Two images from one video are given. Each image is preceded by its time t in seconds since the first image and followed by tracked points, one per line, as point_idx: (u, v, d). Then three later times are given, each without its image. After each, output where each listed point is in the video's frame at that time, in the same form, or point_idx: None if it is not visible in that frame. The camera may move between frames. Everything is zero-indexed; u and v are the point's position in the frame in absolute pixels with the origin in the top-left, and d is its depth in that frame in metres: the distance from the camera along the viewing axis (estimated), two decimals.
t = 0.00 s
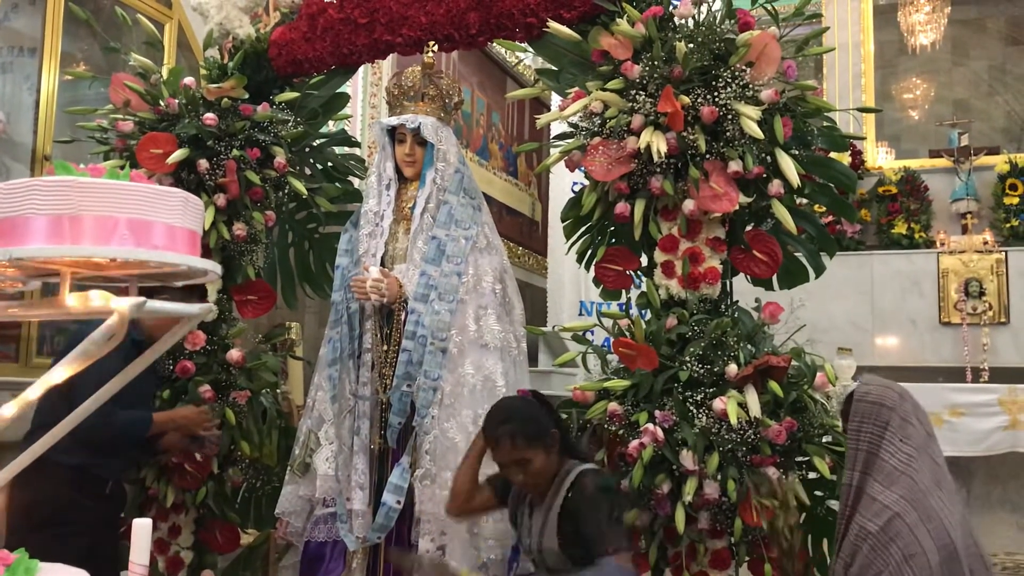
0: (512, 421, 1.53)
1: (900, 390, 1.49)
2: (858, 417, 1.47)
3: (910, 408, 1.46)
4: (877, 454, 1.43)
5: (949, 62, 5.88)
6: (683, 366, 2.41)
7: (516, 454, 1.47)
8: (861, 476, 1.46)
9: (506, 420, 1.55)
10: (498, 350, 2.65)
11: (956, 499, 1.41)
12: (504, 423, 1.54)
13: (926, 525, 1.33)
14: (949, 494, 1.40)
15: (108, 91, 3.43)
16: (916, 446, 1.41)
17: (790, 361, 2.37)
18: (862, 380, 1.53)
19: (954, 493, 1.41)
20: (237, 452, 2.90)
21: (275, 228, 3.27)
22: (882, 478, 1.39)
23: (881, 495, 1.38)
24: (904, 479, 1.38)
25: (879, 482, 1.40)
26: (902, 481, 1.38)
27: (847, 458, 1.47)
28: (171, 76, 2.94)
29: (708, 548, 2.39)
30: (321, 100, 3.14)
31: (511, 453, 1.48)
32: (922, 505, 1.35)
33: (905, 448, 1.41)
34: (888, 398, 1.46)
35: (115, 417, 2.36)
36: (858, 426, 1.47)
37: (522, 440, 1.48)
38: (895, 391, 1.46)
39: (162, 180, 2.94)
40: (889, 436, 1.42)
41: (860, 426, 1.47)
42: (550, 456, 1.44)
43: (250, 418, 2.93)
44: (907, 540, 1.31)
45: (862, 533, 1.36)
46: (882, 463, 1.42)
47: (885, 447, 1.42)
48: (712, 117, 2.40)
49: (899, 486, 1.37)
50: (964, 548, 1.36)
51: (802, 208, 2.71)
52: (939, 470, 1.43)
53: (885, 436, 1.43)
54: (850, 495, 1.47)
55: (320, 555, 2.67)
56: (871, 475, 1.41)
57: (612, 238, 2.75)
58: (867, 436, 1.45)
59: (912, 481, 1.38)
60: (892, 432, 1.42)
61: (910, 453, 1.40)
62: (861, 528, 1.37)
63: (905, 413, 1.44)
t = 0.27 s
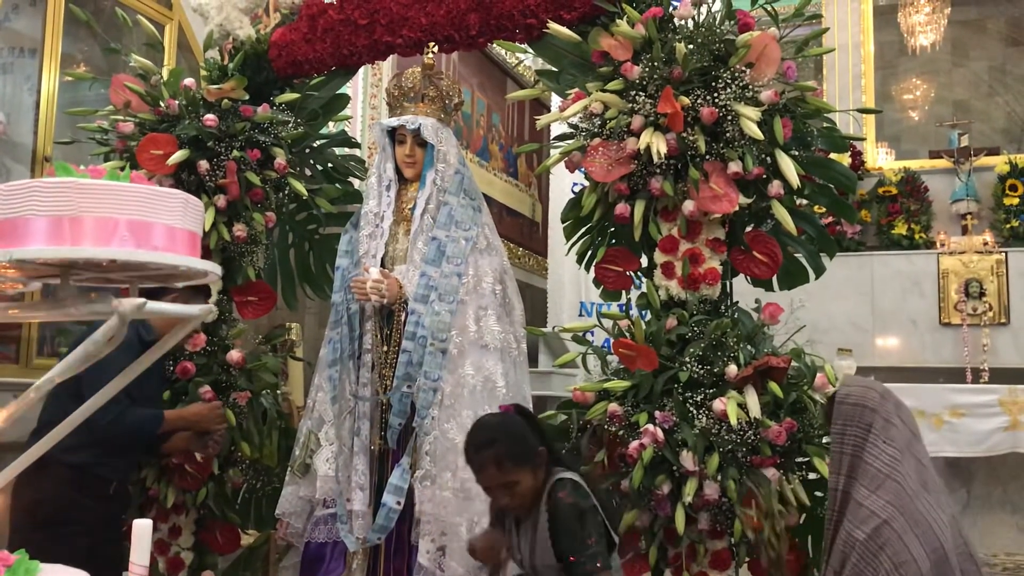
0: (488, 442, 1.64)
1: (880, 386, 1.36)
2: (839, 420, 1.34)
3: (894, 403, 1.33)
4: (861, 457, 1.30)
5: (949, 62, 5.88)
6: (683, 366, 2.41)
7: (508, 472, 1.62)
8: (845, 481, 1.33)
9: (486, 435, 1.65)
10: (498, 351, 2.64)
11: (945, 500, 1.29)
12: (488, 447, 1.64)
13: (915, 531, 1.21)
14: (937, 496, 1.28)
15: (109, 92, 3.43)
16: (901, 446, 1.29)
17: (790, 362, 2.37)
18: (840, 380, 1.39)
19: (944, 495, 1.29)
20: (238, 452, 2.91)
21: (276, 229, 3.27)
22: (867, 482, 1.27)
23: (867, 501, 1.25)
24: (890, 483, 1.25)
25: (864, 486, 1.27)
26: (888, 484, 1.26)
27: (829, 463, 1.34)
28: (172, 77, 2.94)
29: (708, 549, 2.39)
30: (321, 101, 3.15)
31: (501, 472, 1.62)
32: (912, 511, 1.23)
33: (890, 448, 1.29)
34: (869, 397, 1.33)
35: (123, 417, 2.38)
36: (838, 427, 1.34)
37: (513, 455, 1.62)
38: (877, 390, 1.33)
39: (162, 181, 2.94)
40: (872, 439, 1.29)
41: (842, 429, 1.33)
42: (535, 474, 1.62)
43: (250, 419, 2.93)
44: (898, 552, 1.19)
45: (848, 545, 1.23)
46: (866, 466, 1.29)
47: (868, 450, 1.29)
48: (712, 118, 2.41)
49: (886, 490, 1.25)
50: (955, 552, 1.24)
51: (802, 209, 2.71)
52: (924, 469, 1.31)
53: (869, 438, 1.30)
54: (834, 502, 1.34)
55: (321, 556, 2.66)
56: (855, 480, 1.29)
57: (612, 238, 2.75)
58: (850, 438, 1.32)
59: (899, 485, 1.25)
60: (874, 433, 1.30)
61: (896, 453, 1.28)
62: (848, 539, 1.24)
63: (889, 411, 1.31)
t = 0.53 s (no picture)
0: (471, 385, 1.17)
1: (869, 399, 1.52)
2: (822, 424, 1.53)
3: (876, 415, 1.49)
4: (850, 465, 1.46)
5: (949, 64, 5.88)
6: (683, 368, 2.41)
7: (492, 427, 1.12)
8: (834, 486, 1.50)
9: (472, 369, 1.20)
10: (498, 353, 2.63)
11: (934, 504, 1.44)
12: (473, 392, 1.15)
13: (909, 539, 1.35)
14: (927, 500, 1.43)
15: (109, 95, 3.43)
16: (887, 454, 1.44)
17: (789, 363, 2.35)
18: (824, 386, 1.56)
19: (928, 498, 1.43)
20: (238, 455, 2.91)
21: (275, 232, 3.27)
22: (858, 491, 1.42)
23: (860, 509, 1.40)
24: (881, 491, 1.40)
25: (855, 495, 1.42)
26: (875, 493, 1.41)
27: (817, 467, 1.52)
28: (171, 79, 2.94)
29: (708, 551, 2.39)
30: (321, 104, 3.17)
31: (484, 420, 1.12)
32: (902, 518, 1.37)
33: (877, 457, 1.44)
34: (853, 408, 1.50)
35: (133, 417, 2.41)
36: (829, 436, 1.51)
37: (504, 405, 1.13)
38: (857, 394, 1.52)
39: (162, 184, 2.94)
40: (853, 444, 1.47)
41: (826, 435, 1.52)
42: (531, 425, 1.12)
43: (251, 422, 2.94)
44: (892, 556, 1.33)
45: (845, 551, 1.38)
46: (856, 475, 1.45)
47: (852, 455, 1.47)
48: (711, 119, 2.41)
49: (878, 500, 1.39)
50: (946, 555, 1.38)
51: (801, 211, 2.72)
52: (913, 476, 1.46)
53: (852, 443, 1.48)
54: (826, 505, 1.50)
55: (320, 558, 2.70)
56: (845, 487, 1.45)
57: (612, 241, 2.75)
58: (835, 444, 1.50)
59: (889, 492, 1.40)
60: (858, 440, 1.47)
61: (882, 463, 1.43)
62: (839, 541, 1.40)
63: (871, 421, 1.48)
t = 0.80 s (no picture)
0: (511, 322, 1.33)
1: (863, 403, 1.61)
2: (821, 430, 1.62)
3: (871, 418, 1.57)
4: (850, 469, 1.54)
5: (949, 65, 5.88)
6: (684, 369, 2.41)
7: (533, 355, 1.33)
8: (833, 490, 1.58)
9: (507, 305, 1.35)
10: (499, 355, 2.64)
11: (936, 505, 1.52)
12: (510, 326, 1.33)
13: (915, 543, 1.42)
14: (929, 501, 1.51)
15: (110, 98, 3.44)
16: (886, 456, 1.53)
17: (791, 365, 2.35)
18: (822, 390, 1.66)
19: (928, 497, 1.51)
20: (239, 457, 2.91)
21: (275, 234, 3.25)
22: (862, 496, 1.50)
23: (866, 515, 1.48)
24: (885, 495, 1.48)
25: (860, 500, 1.50)
26: (878, 497, 1.48)
27: (818, 473, 1.60)
28: (172, 82, 2.95)
29: (710, 553, 2.38)
30: (321, 106, 3.18)
31: (521, 349, 1.33)
32: (906, 520, 1.44)
33: (877, 460, 1.53)
34: (851, 412, 1.59)
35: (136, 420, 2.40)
36: (827, 440, 1.60)
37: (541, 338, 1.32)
38: (854, 398, 1.61)
39: (164, 187, 2.94)
40: (855, 449, 1.55)
41: (825, 440, 1.60)
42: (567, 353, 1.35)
43: (251, 424, 2.94)
44: (901, 559, 1.40)
45: (853, 556, 1.45)
46: (858, 479, 1.53)
47: (852, 460, 1.55)
48: (712, 121, 2.41)
49: (883, 505, 1.47)
50: (951, 556, 1.45)
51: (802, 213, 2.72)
52: (912, 476, 1.54)
53: (853, 448, 1.55)
54: (825, 510, 1.58)
55: (322, 561, 2.74)
56: (848, 492, 1.52)
57: (612, 242, 2.75)
58: (836, 449, 1.58)
59: (892, 495, 1.48)
60: (859, 444, 1.55)
61: (883, 466, 1.52)
62: (846, 546, 1.47)
63: (870, 425, 1.57)
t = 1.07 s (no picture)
0: (575, 274, 1.46)
1: (867, 403, 1.61)
2: (825, 428, 1.61)
3: (877, 418, 1.58)
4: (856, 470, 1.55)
5: (951, 66, 5.88)
6: (685, 371, 2.39)
7: (592, 304, 1.45)
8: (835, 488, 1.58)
9: (572, 259, 1.48)
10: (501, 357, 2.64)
11: (939, 506, 1.54)
12: (575, 276, 1.46)
13: (922, 544, 1.43)
14: (933, 502, 1.53)
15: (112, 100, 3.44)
16: (892, 457, 1.53)
17: (792, 366, 2.35)
18: (827, 390, 1.65)
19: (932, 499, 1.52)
20: (241, 458, 2.91)
21: (277, 236, 3.24)
22: (869, 497, 1.50)
23: (873, 516, 1.48)
24: (892, 496, 1.49)
25: (867, 501, 1.50)
26: (885, 498, 1.49)
27: (821, 472, 1.60)
28: (174, 84, 2.95)
29: (711, 553, 2.37)
30: (323, 107, 3.20)
31: (581, 297, 1.45)
32: (913, 521, 1.46)
33: (883, 461, 1.53)
34: (856, 412, 1.58)
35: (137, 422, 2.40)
36: (832, 439, 1.59)
37: (601, 290, 1.45)
38: (860, 397, 1.61)
39: (165, 189, 2.95)
40: (862, 448, 1.55)
41: (830, 439, 1.60)
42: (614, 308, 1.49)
43: (253, 425, 2.95)
44: (909, 559, 1.42)
45: (860, 556, 1.46)
46: (864, 479, 1.53)
47: (858, 460, 1.55)
48: (713, 122, 2.42)
49: (891, 506, 1.48)
50: (954, 558, 1.47)
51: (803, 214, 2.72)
52: (915, 476, 1.56)
53: (859, 448, 1.55)
54: (827, 509, 1.58)
55: (323, 563, 2.68)
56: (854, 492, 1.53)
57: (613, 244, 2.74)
58: (841, 448, 1.57)
59: (898, 496, 1.49)
60: (865, 443, 1.55)
61: (889, 467, 1.52)
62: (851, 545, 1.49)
63: (876, 425, 1.57)
